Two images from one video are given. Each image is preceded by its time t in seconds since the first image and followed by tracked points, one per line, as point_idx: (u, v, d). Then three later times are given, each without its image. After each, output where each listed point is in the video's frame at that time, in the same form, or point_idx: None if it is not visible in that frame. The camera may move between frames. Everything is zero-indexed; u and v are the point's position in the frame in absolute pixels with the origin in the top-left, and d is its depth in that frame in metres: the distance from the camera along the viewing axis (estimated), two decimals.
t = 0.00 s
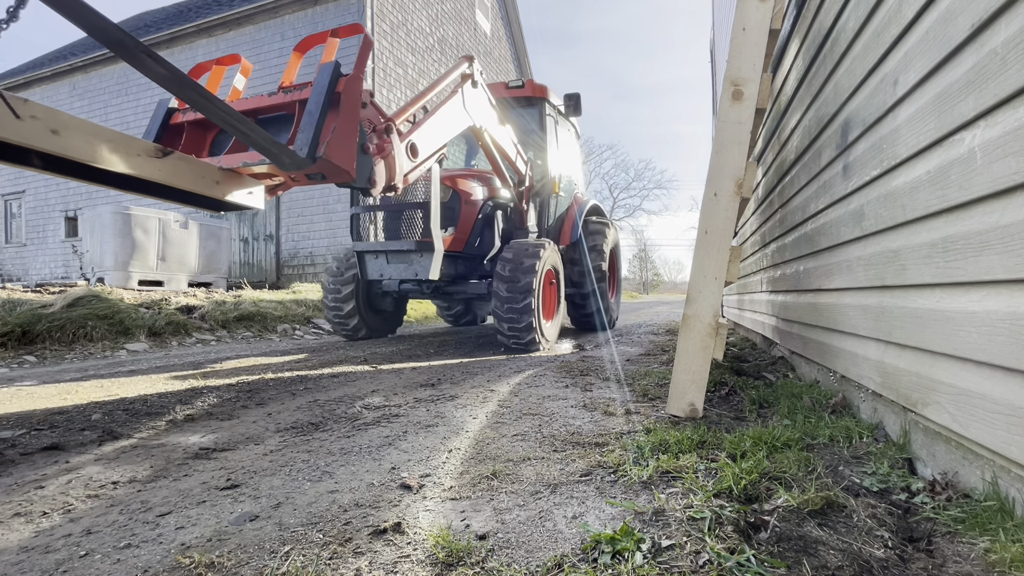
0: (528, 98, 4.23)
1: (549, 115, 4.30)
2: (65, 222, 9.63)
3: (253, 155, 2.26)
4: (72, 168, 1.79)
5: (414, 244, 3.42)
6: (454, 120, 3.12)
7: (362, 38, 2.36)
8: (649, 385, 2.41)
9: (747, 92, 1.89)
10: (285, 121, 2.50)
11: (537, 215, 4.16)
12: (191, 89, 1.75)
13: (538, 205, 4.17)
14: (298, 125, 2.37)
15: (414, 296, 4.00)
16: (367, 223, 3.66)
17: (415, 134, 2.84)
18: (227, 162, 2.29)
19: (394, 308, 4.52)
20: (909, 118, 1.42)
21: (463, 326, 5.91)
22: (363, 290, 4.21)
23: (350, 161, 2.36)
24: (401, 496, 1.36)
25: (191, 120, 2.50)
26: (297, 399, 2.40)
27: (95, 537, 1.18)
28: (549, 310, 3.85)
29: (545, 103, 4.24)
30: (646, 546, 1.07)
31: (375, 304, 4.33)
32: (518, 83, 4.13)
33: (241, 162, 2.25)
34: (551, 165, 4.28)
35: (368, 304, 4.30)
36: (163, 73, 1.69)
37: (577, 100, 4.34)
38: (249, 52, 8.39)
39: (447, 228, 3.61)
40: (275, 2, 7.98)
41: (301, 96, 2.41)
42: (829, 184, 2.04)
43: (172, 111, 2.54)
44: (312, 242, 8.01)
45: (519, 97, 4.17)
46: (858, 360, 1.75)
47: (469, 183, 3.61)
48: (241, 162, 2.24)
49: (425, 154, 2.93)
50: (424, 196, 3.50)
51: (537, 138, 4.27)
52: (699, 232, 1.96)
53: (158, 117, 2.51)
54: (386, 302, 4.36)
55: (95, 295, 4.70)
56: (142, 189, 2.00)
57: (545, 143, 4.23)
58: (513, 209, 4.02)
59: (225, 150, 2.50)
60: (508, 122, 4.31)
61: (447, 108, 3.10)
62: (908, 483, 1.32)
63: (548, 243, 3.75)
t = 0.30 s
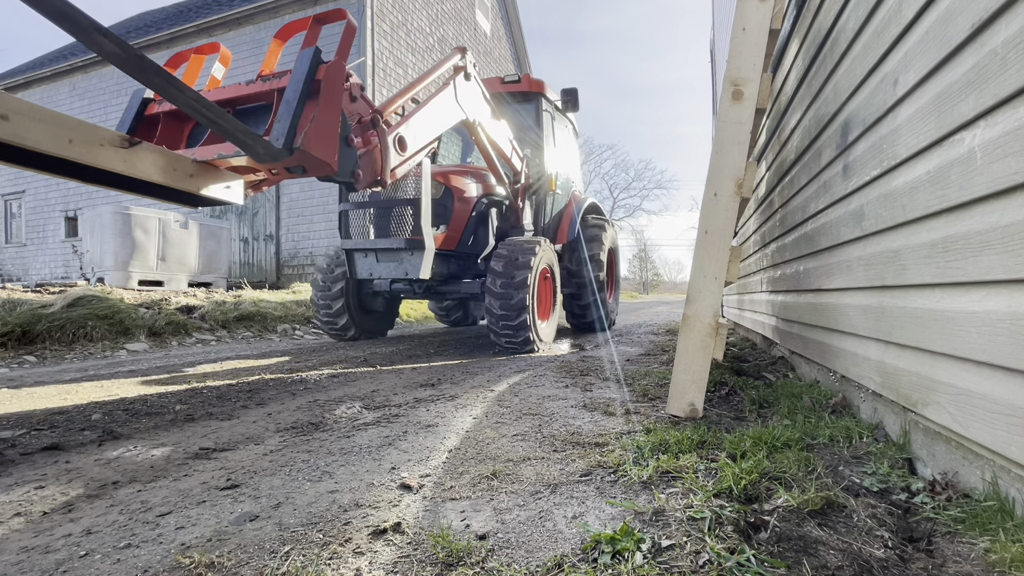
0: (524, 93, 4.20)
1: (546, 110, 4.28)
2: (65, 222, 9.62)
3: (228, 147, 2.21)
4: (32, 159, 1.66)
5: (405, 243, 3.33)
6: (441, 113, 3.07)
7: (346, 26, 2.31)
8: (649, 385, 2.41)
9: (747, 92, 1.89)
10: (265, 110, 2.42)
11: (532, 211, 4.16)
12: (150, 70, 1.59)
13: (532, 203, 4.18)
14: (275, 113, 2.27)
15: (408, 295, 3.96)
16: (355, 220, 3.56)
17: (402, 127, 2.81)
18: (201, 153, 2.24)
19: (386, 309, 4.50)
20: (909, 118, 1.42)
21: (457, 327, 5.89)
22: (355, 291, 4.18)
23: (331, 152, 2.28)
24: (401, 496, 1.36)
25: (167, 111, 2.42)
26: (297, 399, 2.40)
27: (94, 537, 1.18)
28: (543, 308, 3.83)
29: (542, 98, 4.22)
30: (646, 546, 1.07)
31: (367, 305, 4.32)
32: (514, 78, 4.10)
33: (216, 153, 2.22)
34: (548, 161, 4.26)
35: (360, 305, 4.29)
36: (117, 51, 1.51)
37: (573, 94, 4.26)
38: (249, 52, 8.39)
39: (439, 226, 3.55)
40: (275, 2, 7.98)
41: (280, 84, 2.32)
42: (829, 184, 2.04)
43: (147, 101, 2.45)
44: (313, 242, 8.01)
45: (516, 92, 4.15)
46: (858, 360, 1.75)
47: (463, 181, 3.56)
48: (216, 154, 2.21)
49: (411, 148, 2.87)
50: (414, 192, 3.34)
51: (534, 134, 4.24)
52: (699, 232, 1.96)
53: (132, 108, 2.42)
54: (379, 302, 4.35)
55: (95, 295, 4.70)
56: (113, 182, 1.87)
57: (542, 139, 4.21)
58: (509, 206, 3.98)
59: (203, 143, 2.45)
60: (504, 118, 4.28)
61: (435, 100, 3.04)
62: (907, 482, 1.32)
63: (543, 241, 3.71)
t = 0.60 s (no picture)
0: (520, 87, 4.16)
1: (542, 106, 4.25)
2: (65, 222, 9.62)
3: (200, 136, 2.01)
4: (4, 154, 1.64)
5: (393, 240, 3.22)
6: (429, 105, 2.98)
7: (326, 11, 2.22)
8: (649, 385, 2.41)
9: (747, 92, 1.89)
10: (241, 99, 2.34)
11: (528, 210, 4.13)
12: (99, 49, 1.54)
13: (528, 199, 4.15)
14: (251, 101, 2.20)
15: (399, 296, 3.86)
16: (343, 216, 3.45)
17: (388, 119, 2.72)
18: (173, 144, 2.04)
19: (377, 308, 4.46)
20: (909, 118, 1.42)
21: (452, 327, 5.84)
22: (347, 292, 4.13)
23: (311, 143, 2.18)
24: (401, 496, 1.36)
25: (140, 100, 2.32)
26: (297, 399, 2.40)
27: (94, 537, 1.18)
28: (536, 307, 3.78)
29: (537, 93, 4.19)
30: (646, 546, 1.07)
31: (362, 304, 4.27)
32: (509, 71, 4.04)
33: (187, 143, 2.02)
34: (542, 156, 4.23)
35: (354, 305, 4.26)
36: (66, 28, 1.46)
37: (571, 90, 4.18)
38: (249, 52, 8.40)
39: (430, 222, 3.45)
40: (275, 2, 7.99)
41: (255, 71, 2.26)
42: (829, 184, 2.04)
43: (120, 91, 2.37)
44: (313, 242, 8.01)
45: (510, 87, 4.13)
46: (858, 360, 1.75)
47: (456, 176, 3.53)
48: (187, 144, 2.01)
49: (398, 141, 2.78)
50: (404, 188, 3.25)
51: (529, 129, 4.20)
52: (699, 232, 1.96)
53: (104, 97, 2.34)
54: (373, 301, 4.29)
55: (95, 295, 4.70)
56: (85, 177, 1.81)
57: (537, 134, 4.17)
58: (503, 203, 3.91)
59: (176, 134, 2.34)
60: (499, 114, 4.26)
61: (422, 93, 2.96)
62: (907, 483, 1.32)
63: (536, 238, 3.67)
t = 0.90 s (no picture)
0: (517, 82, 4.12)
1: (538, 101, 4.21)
2: (65, 222, 9.63)
3: (168, 123, 1.86)
4: None
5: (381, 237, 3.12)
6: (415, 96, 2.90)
7: None
8: (649, 385, 2.41)
9: (747, 92, 1.89)
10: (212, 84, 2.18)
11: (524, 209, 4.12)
12: (47, 21, 1.41)
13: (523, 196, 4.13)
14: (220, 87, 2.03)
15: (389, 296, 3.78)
16: (331, 212, 3.34)
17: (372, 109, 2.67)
18: (138, 132, 1.87)
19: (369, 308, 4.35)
20: (909, 118, 1.42)
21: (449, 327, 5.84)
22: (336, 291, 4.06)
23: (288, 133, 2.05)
24: (401, 496, 1.36)
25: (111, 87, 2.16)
26: (297, 399, 2.40)
27: (95, 537, 1.18)
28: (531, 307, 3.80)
29: (534, 88, 4.15)
30: (646, 546, 1.07)
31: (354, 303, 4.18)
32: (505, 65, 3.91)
33: (155, 131, 1.86)
34: (539, 152, 4.17)
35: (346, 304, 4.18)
36: None
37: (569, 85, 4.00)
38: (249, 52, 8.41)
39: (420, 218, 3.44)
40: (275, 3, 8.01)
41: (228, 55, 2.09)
42: (829, 184, 2.04)
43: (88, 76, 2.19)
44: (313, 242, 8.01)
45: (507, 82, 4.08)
46: (858, 360, 1.75)
47: (448, 172, 3.51)
48: (153, 132, 1.86)
49: (383, 132, 2.74)
50: (393, 183, 3.13)
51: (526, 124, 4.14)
52: (699, 232, 1.96)
53: (71, 86, 2.17)
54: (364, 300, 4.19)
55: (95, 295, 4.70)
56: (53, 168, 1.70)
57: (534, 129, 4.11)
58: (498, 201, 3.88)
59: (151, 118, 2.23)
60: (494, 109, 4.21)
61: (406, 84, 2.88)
62: (908, 483, 1.32)
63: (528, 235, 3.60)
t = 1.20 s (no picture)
0: (513, 77, 4.08)
1: (535, 96, 4.17)
2: (65, 222, 9.63)
3: (133, 109, 1.82)
4: None
5: (369, 233, 2.99)
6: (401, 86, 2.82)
7: None
8: (649, 385, 2.42)
9: (747, 92, 1.89)
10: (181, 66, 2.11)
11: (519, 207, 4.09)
12: None
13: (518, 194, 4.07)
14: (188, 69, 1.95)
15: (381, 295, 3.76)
16: (318, 207, 3.21)
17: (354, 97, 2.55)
18: (104, 119, 1.85)
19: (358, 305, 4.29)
20: (909, 118, 1.42)
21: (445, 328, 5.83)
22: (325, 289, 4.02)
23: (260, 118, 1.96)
24: (401, 496, 1.36)
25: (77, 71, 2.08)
26: (297, 399, 2.40)
27: (95, 537, 1.18)
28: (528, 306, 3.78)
29: (530, 83, 4.10)
30: (646, 546, 1.07)
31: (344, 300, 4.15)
32: (500, 61, 3.98)
33: (120, 117, 1.83)
34: (535, 149, 4.14)
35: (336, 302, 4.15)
36: None
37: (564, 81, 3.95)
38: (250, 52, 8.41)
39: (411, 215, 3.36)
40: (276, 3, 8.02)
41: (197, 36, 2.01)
42: (829, 184, 2.04)
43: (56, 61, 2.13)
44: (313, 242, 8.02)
45: (503, 76, 4.05)
46: (858, 360, 1.75)
47: (440, 168, 3.44)
48: (120, 117, 1.82)
49: (366, 123, 2.61)
50: (382, 176, 3.01)
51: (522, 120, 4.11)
52: (699, 232, 1.96)
53: (40, 70, 2.11)
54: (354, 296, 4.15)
55: (95, 295, 4.70)
56: (42, 162, 1.73)
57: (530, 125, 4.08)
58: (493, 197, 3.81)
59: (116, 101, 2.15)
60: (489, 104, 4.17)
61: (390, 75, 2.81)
62: (907, 482, 1.32)
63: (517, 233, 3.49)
